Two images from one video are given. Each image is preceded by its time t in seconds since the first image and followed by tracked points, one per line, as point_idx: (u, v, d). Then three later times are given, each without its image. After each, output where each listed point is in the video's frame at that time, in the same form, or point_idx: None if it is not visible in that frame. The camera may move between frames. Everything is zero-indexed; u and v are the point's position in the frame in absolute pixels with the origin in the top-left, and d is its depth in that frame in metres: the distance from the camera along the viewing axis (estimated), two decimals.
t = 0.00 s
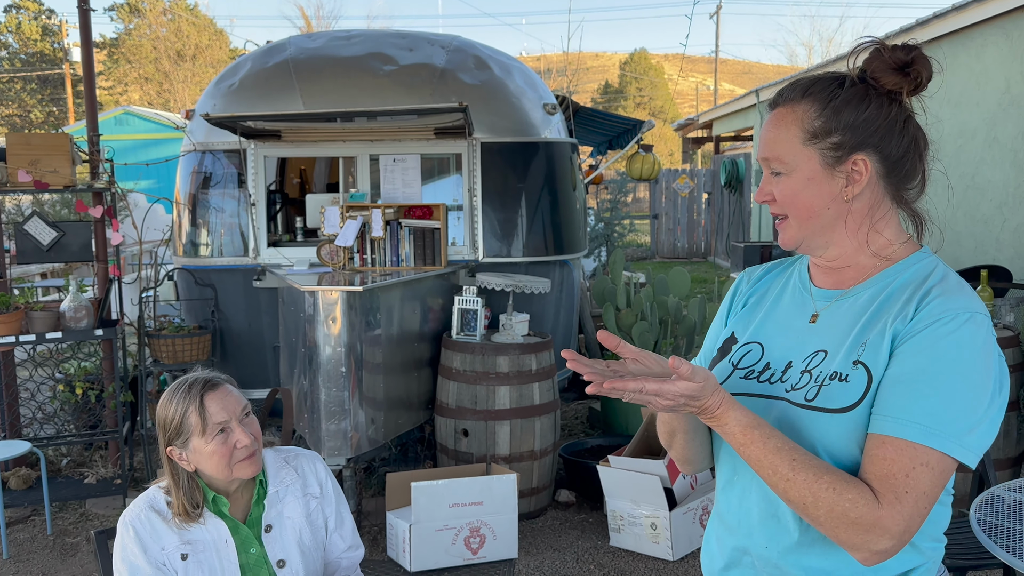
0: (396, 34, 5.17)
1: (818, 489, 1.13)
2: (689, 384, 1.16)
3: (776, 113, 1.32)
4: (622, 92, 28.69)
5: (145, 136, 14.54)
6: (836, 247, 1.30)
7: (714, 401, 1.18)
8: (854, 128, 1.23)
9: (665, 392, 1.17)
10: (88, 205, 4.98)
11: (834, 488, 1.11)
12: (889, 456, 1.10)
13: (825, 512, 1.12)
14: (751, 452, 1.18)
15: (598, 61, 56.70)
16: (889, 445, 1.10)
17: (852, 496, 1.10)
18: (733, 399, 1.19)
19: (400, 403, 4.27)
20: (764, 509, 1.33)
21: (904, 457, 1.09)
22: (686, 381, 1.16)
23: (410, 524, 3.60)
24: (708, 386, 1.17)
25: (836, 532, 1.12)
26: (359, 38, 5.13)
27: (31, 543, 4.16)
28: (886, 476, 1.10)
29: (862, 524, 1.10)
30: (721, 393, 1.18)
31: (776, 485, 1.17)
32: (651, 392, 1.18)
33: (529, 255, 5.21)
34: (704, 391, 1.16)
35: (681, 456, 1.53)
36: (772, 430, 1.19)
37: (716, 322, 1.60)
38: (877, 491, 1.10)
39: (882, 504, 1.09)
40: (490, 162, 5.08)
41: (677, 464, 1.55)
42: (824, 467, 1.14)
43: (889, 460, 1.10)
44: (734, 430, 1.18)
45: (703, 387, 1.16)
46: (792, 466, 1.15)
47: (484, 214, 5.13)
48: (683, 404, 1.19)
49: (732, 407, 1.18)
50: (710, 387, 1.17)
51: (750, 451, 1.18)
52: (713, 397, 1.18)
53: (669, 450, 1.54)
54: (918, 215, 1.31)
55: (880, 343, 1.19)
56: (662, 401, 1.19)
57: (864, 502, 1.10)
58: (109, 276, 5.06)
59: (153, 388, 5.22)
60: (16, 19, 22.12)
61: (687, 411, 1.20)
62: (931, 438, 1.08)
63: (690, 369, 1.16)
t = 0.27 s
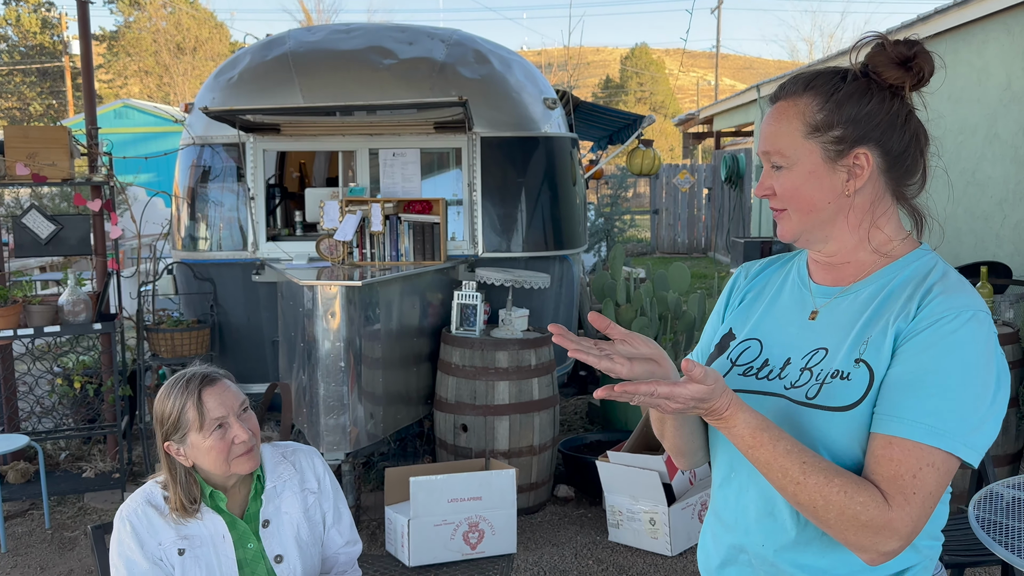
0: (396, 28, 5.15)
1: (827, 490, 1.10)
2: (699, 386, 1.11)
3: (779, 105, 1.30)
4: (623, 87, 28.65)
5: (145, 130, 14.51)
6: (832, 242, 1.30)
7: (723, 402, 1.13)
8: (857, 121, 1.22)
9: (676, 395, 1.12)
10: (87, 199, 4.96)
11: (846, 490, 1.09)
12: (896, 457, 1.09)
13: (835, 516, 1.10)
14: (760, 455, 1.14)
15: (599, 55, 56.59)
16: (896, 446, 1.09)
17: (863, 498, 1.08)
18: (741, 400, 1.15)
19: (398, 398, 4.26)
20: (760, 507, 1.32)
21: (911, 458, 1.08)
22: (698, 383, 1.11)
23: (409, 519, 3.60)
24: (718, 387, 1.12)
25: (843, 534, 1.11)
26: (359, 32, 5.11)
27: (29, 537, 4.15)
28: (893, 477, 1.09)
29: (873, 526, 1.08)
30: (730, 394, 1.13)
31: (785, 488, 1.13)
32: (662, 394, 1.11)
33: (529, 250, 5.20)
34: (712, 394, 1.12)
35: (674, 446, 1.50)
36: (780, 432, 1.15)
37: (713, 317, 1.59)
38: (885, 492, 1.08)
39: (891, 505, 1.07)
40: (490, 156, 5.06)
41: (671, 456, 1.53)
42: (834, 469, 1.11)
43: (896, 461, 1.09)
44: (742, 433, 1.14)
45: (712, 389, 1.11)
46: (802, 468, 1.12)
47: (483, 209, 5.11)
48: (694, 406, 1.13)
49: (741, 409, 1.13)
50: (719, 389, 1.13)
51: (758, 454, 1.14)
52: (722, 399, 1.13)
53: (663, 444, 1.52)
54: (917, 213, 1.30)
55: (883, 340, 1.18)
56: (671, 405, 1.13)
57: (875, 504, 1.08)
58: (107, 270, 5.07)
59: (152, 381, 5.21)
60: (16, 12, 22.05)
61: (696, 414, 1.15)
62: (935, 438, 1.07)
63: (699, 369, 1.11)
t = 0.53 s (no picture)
0: (397, 19, 5.11)
1: (843, 485, 1.08)
2: (712, 380, 1.10)
3: (812, 86, 1.26)
4: (624, 82, 28.58)
5: (145, 122, 14.48)
6: (849, 233, 1.27)
7: (738, 397, 1.12)
8: (897, 110, 1.21)
9: (691, 390, 1.11)
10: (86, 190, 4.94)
11: (864, 485, 1.07)
12: (915, 450, 1.07)
13: (854, 512, 1.08)
14: (776, 450, 1.12)
15: (601, 50, 56.44)
16: (914, 439, 1.07)
17: (882, 493, 1.06)
18: (756, 395, 1.14)
19: (400, 391, 4.25)
20: (772, 506, 1.30)
21: (929, 451, 1.06)
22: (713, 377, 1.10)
23: (409, 513, 3.59)
24: (734, 381, 1.11)
25: (861, 529, 1.09)
26: (360, 23, 5.07)
27: (29, 530, 4.15)
28: (912, 471, 1.07)
29: (890, 521, 1.07)
30: (745, 389, 1.12)
31: (801, 484, 1.12)
32: (677, 390, 1.10)
33: (530, 244, 5.18)
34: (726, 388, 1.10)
35: (686, 448, 1.48)
36: (797, 427, 1.14)
37: (716, 311, 1.55)
38: (905, 486, 1.06)
39: (910, 499, 1.06)
40: (492, 150, 5.03)
41: (679, 456, 1.51)
42: (852, 464, 1.09)
43: (915, 454, 1.07)
44: (758, 429, 1.12)
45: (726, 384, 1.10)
46: (820, 463, 1.10)
47: (485, 203, 5.09)
48: (709, 400, 1.12)
49: (756, 403, 1.12)
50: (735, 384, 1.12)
51: (773, 449, 1.12)
52: (737, 395, 1.12)
53: (673, 443, 1.50)
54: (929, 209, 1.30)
55: (898, 332, 1.16)
56: (686, 400, 1.12)
57: (893, 498, 1.06)
58: (107, 262, 5.05)
59: (151, 374, 5.19)
60: (15, 3, 21.96)
61: (710, 409, 1.14)
62: (957, 431, 1.05)
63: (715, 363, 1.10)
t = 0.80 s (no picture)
0: (401, 12, 5.07)
1: (871, 487, 1.06)
2: (736, 383, 1.07)
3: (864, 74, 1.23)
4: (626, 76, 28.49)
5: (145, 115, 14.43)
6: (886, 229, 1.24)
7: (765, 398, 1.09)
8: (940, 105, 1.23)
9: (718, 393, 1.08)
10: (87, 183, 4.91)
11: (894, 485, 1.05)
12: (944, 448, 1.05)
13: (884, 514, 1.06)
14: (803, 451, 1.10)
15: (603, 44, 56.27)
16: (943, 437, 1.05)
17: (912, 493, 1.04)
18: (783, 396, 1.11)
19: (403, 386, 4.23)
20: (790, 511, 1.28)
21: (959, 449, 1.04)
22: (744, 378, 1.08)
23: (413, 509, 3.57)
24: (761, 383, 1.08)
25: (889, 530, 1.07)
26: (363, 16, 5.03)
27: (30, 524, 4.13)
28: (941, 470, 1.05)
29: (919, 523, 1.05)
30: (772, 389, 1.09)
31: (828, 486, 1.09)
32: (704, 392, 1.08)
33: (534, 238, 5.15)
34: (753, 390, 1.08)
35: (702, 455, 1.45)
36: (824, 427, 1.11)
37: (728, 313, 1.51)
38: (934, 485, 1.04)
39: (940, 499, 1.04)
40: (495, 144, 5.00)
41: (692, 461, 1.48)
42: (881, 464, 1.07)
43: (943, 453, 1.05)
44: (784, 430, 1.10)
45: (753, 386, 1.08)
46: (849, 464, 1.07)
47: (488, 197, 5.05)
48: (736, 402, 1.09)
49: (783, 404, 1.09)
50: (762, 385, 1.09)
51: (800, 450, 1.10)
52: (764, 396, 1.09)
53: (688, 448, 1.46)
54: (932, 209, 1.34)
55: (924, 329, 1.13)
56: (714, 403, 1.10)
57: (923, 498, 1.04)
58: (108, 255, 5.03)
59: (152, 368, 5.17)
60: None
61: (735, 411, 1.11)
62: (988, 430, 1.02)
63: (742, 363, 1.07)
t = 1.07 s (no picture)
0: (404, 5, 5.04)
1: (885, 495, 1.04)
2: (749, 394, 1.05)
3: (881, 77, 1.20)
4: (628, 71, 28.42)
5: (147, 107, 14.41)
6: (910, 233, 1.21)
7: (778, 405, 1.07)
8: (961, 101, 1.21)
9: (734, 400, 1.06)
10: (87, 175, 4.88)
11: (910, 495, 1.03)
12: (962, 457, 1.03)
13: (899, 522, 1.04)
14: (818, 459, 1.07)
15: (605, 39, 56.12)
16: (961, 446, 1.03)
17: (929, 502, 1.02)
18: (797, 402, 1.08)
19: (403, 382, 4.20)
20: (800, 516, 1.25)
21: (977, 459, 1.02)
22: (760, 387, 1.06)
23: (413, 505, 3.55)
24: (775, 390, 1.06)
25: (904, 539, 1.05)
26: (366, 8, 5.00)
27: (29, 518, 4.12)
28: (959, 479, 1.03)
29: (938, 532, 1.02)
30: (786, 395, 1.07)
31: (840, 493, 1.07)
32: (721, 400, 1.06)
33: (536, 234, 5.12)
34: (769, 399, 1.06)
35: (709, 457, 1.42)
36: (838, 433, 1.09)
37: (740, 310, 1.49)
38: (951, 495, 1.02)
39: (957, 508, 1.02)
40: (498, 138, 4.96)
41: (699, 459, 1.44)
42: (897, 473, 1.04)
43: (961, 461, 1.03)
44: (799, 436, 1.08)
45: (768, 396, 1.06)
46: (864, 473, 1.05)
47: (491, 191, 5.02)
48: (751, 411, 1.07)
49: (798, 411, 1.07)
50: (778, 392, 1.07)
51: (812, 458, 1.08)
52: (778, 404, 1.07)
53: (696, 449, 1.42)
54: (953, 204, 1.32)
55: (945, 334, 1.10)
56: (729, 411, 1.08)
57: (940, 508, 1.02)
58: (108, 248, 5.01)
59: (152, 361, 5.16)
60: None
61: (750, 418, 1.09)
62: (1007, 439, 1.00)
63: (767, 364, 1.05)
